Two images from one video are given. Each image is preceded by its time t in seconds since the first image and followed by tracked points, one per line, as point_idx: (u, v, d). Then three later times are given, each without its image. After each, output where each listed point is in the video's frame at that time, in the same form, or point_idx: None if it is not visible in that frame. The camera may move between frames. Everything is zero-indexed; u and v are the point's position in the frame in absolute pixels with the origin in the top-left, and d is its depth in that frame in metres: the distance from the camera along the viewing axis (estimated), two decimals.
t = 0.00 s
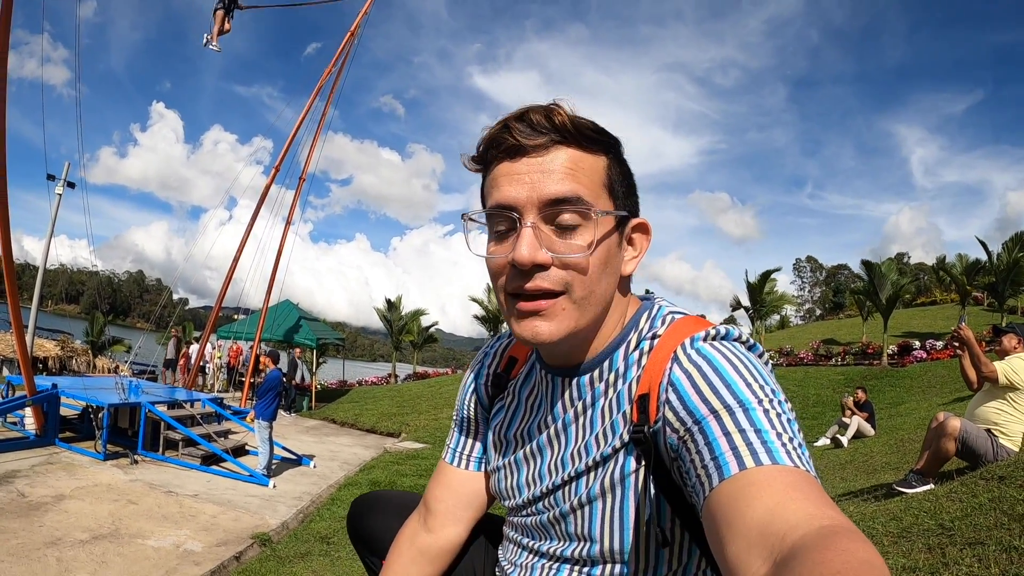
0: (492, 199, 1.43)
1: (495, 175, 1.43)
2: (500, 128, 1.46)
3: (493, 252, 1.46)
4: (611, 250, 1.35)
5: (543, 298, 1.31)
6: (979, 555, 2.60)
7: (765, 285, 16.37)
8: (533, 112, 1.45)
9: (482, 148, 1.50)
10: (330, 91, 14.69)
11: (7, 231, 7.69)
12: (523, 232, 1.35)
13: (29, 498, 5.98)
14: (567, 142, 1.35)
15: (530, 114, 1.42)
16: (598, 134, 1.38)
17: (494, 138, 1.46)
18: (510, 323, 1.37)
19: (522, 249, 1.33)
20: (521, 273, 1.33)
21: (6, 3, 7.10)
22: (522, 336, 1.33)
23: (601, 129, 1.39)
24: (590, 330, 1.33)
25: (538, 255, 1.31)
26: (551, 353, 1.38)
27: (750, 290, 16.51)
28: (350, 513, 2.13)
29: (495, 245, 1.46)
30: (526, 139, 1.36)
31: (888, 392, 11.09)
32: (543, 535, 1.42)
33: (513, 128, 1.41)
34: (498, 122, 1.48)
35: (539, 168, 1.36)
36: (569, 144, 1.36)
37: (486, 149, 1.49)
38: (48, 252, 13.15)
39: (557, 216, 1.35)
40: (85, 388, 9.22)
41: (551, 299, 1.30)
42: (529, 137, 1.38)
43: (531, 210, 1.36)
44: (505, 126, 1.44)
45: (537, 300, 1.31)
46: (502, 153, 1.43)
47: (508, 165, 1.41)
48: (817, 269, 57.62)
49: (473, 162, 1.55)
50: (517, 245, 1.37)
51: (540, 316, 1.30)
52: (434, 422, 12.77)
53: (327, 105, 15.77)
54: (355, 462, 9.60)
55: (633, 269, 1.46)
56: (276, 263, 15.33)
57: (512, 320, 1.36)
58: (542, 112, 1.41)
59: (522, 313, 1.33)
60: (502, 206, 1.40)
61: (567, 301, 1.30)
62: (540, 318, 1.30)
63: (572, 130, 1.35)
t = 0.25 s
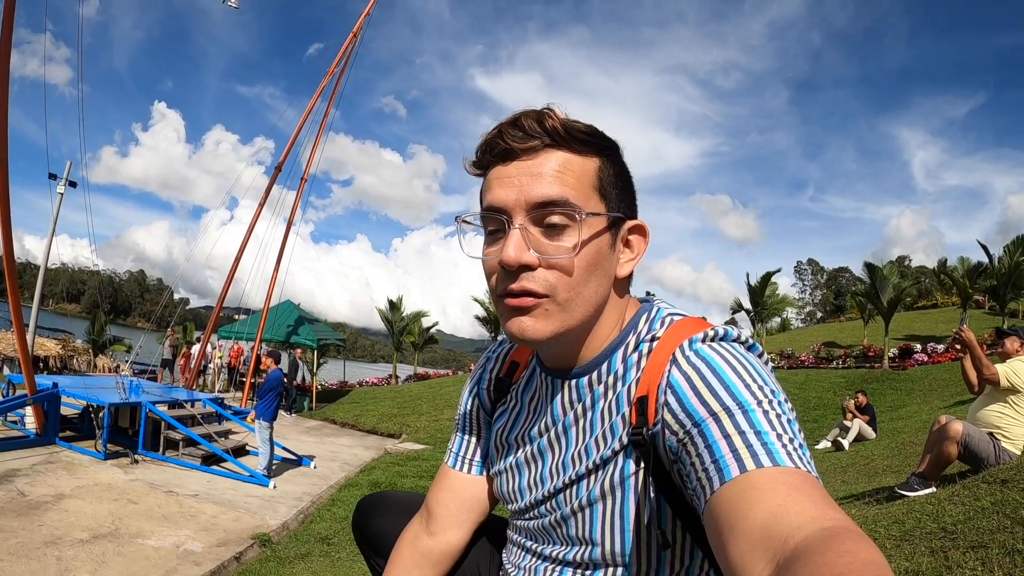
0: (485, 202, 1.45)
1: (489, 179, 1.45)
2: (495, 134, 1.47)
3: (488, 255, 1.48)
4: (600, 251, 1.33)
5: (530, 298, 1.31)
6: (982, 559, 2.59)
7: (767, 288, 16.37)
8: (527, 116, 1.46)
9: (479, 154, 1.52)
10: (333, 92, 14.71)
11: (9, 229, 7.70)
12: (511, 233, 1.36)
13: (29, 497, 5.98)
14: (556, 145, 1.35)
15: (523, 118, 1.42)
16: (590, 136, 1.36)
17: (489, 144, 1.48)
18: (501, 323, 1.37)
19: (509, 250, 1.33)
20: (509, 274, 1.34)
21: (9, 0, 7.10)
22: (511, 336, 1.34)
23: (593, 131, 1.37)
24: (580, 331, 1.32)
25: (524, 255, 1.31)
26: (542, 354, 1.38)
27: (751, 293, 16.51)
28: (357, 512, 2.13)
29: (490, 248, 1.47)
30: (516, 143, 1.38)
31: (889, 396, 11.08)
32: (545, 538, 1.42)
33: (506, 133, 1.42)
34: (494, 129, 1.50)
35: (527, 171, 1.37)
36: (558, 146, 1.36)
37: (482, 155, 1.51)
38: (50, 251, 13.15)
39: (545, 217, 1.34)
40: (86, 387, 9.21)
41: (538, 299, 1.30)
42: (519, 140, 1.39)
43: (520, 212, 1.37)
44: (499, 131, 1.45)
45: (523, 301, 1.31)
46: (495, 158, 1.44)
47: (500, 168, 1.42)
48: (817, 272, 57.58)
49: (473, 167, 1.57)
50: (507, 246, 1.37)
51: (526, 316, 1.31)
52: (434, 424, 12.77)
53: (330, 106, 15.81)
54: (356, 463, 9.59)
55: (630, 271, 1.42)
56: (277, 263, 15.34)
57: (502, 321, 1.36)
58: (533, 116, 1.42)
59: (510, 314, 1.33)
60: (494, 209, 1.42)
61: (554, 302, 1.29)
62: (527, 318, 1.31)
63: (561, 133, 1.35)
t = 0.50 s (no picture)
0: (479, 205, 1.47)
1: (483, 183, 1.47)
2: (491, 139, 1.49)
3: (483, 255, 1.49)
4: (588, 252, 1.32)
5: (517, 297, 1.31)
6: (988, 559, 2.59)
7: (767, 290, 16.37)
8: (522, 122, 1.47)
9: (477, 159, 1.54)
10: (332, 97, 14.76)
11: (9, 236, 7.71)
12: (499, 233, 1.37)
13: (29, 504, 5.96)
14: (547, 149, 1.36)
15: (516, 122, 1.43)
16: (580, 140, 1.36)
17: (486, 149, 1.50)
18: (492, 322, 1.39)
19: (496, 249, 1.35)
20: (497, 272, 1.35)
21: (9, 7, 7.13)
22: (499, 334, 1.35)
23: (583, 134, 1.37)
24: (567, 331, 1.32)
25: (510, 253, 1.32)
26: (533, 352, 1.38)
27: (751, 296, 16.50)
28: (358, 520, 2.13)
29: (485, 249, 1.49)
30: (507, 146, 1.39)
31: (891, 397, 11.07)
32: (546, 538, 1.42)
33: (499, 137, 1.43)
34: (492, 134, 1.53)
35: (516, 172, 1.38)
36: (547, 150, 1.36)
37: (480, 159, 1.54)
38: (50, 258, 13.16)
39: (533, 217, 1.34)
40: (86, 394, 9.21)
41: (523, 297, 1.30)
42: (510, 144, 1.40)
43: (509, 212, 1.38)
44: (494, 135, 1.47)
45: (511, 299, 1.32)
46: (490, 162, 1.46)
47: (493, 170, 1.44)
48: (818, 275, 57.55)
49: (473, 172, 1.59)
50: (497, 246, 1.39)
51: (513, 314, 1.31)
52: (435, 428, 12.75)
53: (329, 112, 15.85)
54: (357, 468, 9.57)
55: (623, 273, 1.40)
56: (277, 268, 15.36)
57: (492, 319, 1.38)
58: (526, 120, 1.43)
59: (498, 312, 1.34)
60: (486, 210, 1.43)
61: (540, 301, 1.30)
62: (514, 316, 1.31)
63: (550, 136, 1.35)
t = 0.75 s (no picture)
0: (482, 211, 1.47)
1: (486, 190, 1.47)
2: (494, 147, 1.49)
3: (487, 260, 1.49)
4: (592, 257, 1.32)
5: (523, 301, 1.31)
6: (989, 557, 2.59)
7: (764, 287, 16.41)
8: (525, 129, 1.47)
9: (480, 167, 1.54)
10: (327, 97, 14.72)
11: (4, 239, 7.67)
12: (503, 238, 1.37)
13: (27, 508, 5.93)
14: (550, 157, 1.37)
15: (519, 129, 1.44)
16: (584, 147, 1.36)
17: (489, 156, 1.50)
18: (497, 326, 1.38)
19: (501, 254, 1.34)
20: (501, 277, 1.35)
21: (3, 9, 7.08)
22: (503, 338, 1.34)
23: (587, 142, 1.37)
24: (571, 336, 1.32)
25: (515, 258, 1.32)
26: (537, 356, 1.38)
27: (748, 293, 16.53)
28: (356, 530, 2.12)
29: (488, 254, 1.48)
30: (510, 154, 1.39)
31: (888, 394, 11.10)
32: (549, 545, 1.41)
33: (502, 145, 1.43)
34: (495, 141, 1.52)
35: (522, 180, 1.38)
36: (551, 158, 1.37)
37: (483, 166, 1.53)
38: (46, 261, 13.10)
39: (537, 224, 1.34)
40: (83, 397, 9.18)
41: (528, 301, 1.30)
42: (513, 152, 1.40)
43: (512, 218, 1.38)
44: (497, 143, 1.47)
45: (517, 303, 1.31)
46: (493, 170, 1.47)
47: (497, 178, 1.44)
48: (813, 271, 57.70)
49: (476, 180, 1.59)
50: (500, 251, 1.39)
51: (519, 319, 1.31)
52: (434, 428, 12.76)
53: (325, 112, 15.82)
54: (355, 469, 9.56)
55: (625, 279, 1.40)
56: (274, 269, 15.33)
57: (497, 323, 1.37)
58: (529, 128, 1.43)
59: (502, 316, 1.34)
60: (489, 216, 1.43)
61: (544, 305, 1.30)
62: (519, 321, 1.31)
63: (554, 144, 1.36)
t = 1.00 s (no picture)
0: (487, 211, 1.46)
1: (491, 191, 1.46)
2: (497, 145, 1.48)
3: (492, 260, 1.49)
4: (598, 258, 1.32)
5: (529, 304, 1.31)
6: (988, 549, 2.63)
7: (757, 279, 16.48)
8: (528, 127, 1.45)
9: (483, 165, 1.53)
10: (319, 92, 14.61)
11: None
12: (509, 240, 1.37)
13: (22, 511, 5.90)
14: (554, 156, 1.36)
15: (522, 128, 1.43)
16: (587, 145, 1.36)
17: (492, 155, 1.49)
18: (504, 329, 1.39)
19: (507, 257, 1.34)
20: (508, 280, 1.35)
21: None
22: (511, 341, 1.35)
23: (591, 140, 1.37)
24: (578, 337, 1.33)
25: (522, 262, 1.32)
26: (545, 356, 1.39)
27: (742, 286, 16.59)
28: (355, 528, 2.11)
29: (493, 254, 1.48)
30: (514, 154, 1.38)
31: (881, 384, 11.19)
32: (554, 543, 1.42)
33: (505, 144, 1.43)
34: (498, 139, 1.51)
35: (525, 181, 1.38)
36: (555, 157, 1.36)
37: (486, 165, 1.52)
38: (36, 260, 12.98)
39: (543, 226, 1.35)
40: (77, 397, 9.12)
41: (535, 304, 1.30)
42: (516, 152, 1.39)
43: (518, 221, 1.37)
44: (500, 142, 1.46)
45: (523, 307, 1.31)
46: (497, 169, 1.46)
47: (501, 178, 1.43)
48: (805, 262, 58.01)
49: (479, 178, 1.58)
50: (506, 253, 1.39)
51: (526, 322, 1.31)
52: (430, 424, 12.76)
53: (316, 108, 15.73)
54: (352, 466, 9.55)
55: (632, 276, 1.41)
56: (267, 266, 15.25)
57: (504, 326, 1.37)
58: (532, 127, 1.41)
59: (509, 320, 1.34)
60: (494, 217, 1.43)
61: (551, 308, 1.30)
62: (526, 325, 1.31)
63: (557, 144, 1.35)
